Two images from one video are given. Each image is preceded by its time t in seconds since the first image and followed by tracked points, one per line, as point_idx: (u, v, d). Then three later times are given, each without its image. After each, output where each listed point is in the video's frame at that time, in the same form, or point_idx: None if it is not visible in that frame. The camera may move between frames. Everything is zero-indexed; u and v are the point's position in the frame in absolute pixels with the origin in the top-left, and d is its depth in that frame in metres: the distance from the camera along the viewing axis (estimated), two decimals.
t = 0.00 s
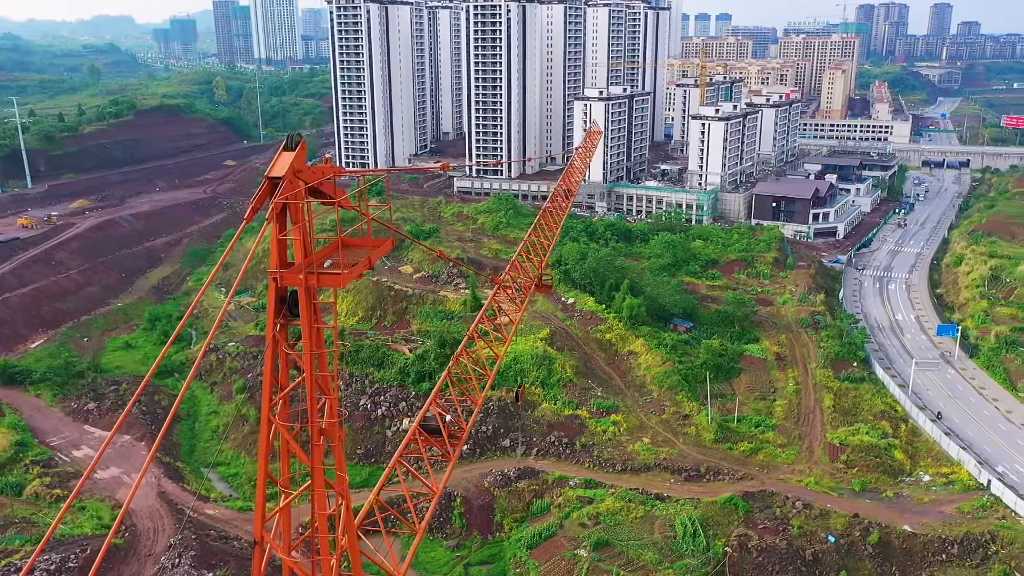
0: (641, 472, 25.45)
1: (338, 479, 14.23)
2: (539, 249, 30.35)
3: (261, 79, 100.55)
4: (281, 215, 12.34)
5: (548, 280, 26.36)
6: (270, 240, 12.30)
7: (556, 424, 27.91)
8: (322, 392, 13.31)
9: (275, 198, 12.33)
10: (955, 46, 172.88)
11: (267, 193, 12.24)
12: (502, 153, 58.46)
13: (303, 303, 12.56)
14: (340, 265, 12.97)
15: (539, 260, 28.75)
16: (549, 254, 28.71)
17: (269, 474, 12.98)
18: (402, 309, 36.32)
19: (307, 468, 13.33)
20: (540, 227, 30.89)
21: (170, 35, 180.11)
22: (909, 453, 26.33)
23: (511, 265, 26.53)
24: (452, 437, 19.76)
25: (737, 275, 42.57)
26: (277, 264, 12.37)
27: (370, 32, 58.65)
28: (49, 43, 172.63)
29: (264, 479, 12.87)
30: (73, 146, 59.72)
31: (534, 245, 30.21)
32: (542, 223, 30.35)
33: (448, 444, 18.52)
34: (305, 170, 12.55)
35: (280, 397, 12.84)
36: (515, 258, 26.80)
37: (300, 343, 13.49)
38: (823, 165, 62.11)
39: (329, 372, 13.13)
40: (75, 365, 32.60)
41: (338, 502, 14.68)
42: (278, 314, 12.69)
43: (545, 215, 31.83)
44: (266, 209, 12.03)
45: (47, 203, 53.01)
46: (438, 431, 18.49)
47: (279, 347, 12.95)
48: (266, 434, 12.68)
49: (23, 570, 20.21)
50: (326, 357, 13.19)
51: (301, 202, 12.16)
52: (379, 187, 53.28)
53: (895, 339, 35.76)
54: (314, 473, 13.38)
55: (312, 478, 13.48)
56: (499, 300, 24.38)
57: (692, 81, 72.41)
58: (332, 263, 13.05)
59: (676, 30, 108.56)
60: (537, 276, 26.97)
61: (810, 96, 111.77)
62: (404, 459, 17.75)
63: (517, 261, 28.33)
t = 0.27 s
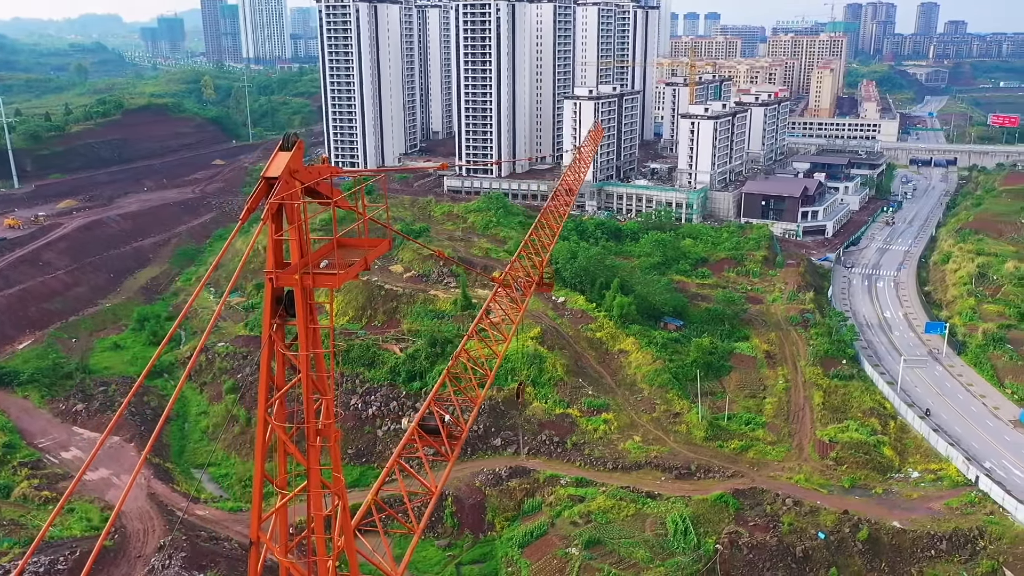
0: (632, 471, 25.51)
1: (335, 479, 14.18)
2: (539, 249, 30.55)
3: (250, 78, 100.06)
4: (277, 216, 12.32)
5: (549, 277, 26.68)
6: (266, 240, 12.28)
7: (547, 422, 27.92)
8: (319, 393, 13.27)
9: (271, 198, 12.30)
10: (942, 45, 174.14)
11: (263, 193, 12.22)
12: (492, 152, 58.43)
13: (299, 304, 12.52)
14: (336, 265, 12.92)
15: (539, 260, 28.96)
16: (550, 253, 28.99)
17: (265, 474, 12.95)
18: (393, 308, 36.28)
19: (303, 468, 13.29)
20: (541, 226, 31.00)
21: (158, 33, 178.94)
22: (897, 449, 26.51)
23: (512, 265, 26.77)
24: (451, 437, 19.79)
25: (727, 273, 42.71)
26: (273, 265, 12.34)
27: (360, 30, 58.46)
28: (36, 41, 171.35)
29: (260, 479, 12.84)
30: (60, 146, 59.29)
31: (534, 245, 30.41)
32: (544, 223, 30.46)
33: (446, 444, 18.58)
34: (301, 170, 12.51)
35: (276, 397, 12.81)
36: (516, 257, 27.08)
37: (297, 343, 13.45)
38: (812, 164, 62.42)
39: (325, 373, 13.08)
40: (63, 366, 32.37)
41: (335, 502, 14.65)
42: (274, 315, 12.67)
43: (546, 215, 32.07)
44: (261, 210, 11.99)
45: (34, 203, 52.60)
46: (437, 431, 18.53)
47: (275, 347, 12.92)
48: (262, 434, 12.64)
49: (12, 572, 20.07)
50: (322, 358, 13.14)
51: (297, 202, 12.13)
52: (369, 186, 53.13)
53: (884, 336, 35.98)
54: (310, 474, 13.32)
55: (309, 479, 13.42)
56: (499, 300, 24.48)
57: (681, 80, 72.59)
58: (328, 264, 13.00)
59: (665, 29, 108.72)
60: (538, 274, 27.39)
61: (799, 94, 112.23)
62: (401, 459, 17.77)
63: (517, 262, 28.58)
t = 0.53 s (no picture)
0: (623, 466, 25.59)
1: (331, 478, 14.14)
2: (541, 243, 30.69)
3: (239, 74, 99.43)
4: (273, 213, 12.26)
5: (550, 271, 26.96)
6: (262, 238, 12.23)
7: (538, 418, 27.92)
8: (315, 391, 13.23)
9: (266, 196, 12.23)
10: (930, 41, 175.12)
11: (258, 191, 12.16)
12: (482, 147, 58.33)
13: (295, 302, 12.47)
14: (332, 263, 12.88)
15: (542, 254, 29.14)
16: (553, 247, 29.16)
17: (261, 472, 12.90)
18: (383, 305, 36.23)
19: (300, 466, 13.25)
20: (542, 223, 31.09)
21: (145, 30, 177.60)
22: (886, 444, 26.70)
23: (514, 260, 26.91)
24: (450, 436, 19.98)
25: (717, 269, 42.83)
26: (269, 262, 12.29)
27: (349, 27, 58.18)
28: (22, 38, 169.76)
29: (256, 476, 12.80)
30: (47, 143, 58.79)
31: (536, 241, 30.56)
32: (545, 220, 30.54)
33: (445, 441, 18.98)
34: (297, 167, 12.45)
35: (272, 395, 12.76)
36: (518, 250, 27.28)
37: (294, 341, 13.40)
38: (801, 160, 62.70)
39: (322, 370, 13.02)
40: (51, 365, 32.15)
41: (331, 500, 14.61)
42: (270, 312, 12.62)
43: (547, 211, 32.21)
44: (256, 207, 11.93)
45: (20, 201, 52.15)
46: (436, 429, 19.00)
47: (271, 345, 12.84)
48: (259, 432, 12.60)
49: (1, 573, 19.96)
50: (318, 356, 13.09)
51: (292, 200, 12.06)
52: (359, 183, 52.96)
53: (873, 331, 36.20)
54: (306, 471, 13.27)
55: (305, 476, 13.39)
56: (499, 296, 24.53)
57: (671, 77, 72.69)
58: (324, 262, 12.95)
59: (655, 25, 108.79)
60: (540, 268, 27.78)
61: (788, 91, 112.62)
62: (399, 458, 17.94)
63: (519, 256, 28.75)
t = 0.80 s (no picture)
0: (614, 461, 25.65)
1: (329, 475, 14.06)
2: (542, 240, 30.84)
3: (227, 69, 98.76)
4: (268, 210, 12.19)
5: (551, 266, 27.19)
6: (257, 235, 12.16)
7: (529, 413, 27.96)
8: (312, 388, 13.15)
9: (262, 193, 12.18)
10: (918, 36, 175.76)
11: (253, 188, 12.09)
12: (472, 143, 58.18)
13: (291, 299, 12.40)
14: (328, 260, 12.81)
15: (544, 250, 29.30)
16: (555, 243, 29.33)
17: (257, 469, 12.84)
18: (374, 301, 36.15)
19: (296, 463, 13.19)
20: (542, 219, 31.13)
21: (132, 25, 176.18)
22: (875, 437, 26.87)
23: (514, 257, 27.06)
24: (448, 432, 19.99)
25: (707, 264, 42.97)
26: (265, 259, 12.23)
27: (337, 21, 57.85)
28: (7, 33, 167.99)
29: (252, 473, 12.74)
30: (33, 139, 58.27)
31: (537, 237, 30.72)
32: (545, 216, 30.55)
33: (444, 437, 18.91)
34: (292, 164, 12.38)
35: (268, 392, 12.70)
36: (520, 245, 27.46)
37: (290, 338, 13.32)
38: (790, 154, 62.91)
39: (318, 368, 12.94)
40: (39, 362, 31.91)
41: (328, 497, 14.55)
42: (266, 309, 12.55)
43: (549, 207, 32.36)
44: (252, 204, 11.87)
45: (7, 197, 51.68)
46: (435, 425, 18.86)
47: (267, 342, 12.75)
48: (255, 429, 12.54)
49: None
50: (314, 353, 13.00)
51: (288, 197, 11.99)
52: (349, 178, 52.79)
53: (862, 325, 36.39)
54: (303, 468, 13.20)
55: (302, 473, 13.33)
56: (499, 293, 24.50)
57: (660, 72, 72.75)
58: (320, 259, 12.89)
59: (645, 19, 108.75)
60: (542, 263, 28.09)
61: (777, 85, 112.86)
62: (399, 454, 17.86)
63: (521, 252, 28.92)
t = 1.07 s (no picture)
0: (605, 455, 25.72)
1: (325, 472, 14.00)
2: (542, 235, 30.90)
3: (215, 64, 98.12)
4: (264, 206, 12.10)
5: (552, 260, 27.37)
6: (252, 231, 12.09)
7: (520, 409, 27.98)
8: (307, 385, 13.08)
9: (257, 189, 12.08)
10: (906, 31, 176.48)
11: (248, 184, 12.00)
12: (462, 138, 58.03)
13: (286, 296, 12.32)
14: (323, 257, 12.74)
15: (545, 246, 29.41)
16: (555, 238, 29.42)
17: (253, 466, 12.79)
18: (364, 297, 36.08)
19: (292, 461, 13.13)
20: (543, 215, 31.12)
21: (118, 19, 174.72)
22: (864, 430, 27.04)
23: (515, 252, 27.15)
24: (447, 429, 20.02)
25: (697, 258, 43.08)
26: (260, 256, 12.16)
27: (326, 16, 57.52)
28: None
29: (248, 470, 12.69)
30: (20, 135, 57.74)
31: (538, 234, 30.72)
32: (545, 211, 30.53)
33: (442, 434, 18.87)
34: (287, 160, 12.29)
35: (264, 389, 12.65)
36: (521, 240, 27.56)
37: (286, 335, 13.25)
38: (778, 149, 63.13)
39: (314, 365, 12.88)
40: (27, 359, 31.68)
41: (324, 494, 14.47)
42: (261, 306, 12.49)
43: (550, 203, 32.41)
44: (246, 200, 11.79)
45: None
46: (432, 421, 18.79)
47: (263, 339, 12.68)
48: (250, 426, 12.49)
49: None
50: (310, 350, 12.94)
51: (283, 193, 11.90)
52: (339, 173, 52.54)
53: (851, 319, 36.59)
54: (299, 465, 13.15)
55: (298, 470, 13.29)
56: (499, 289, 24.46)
57: (650, 66, 72.78)
58: (315, 256, 12.82)
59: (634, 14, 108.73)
60: (543, 258, 28.27)
61: (766, 80, 113.16)
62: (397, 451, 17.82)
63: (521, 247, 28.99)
